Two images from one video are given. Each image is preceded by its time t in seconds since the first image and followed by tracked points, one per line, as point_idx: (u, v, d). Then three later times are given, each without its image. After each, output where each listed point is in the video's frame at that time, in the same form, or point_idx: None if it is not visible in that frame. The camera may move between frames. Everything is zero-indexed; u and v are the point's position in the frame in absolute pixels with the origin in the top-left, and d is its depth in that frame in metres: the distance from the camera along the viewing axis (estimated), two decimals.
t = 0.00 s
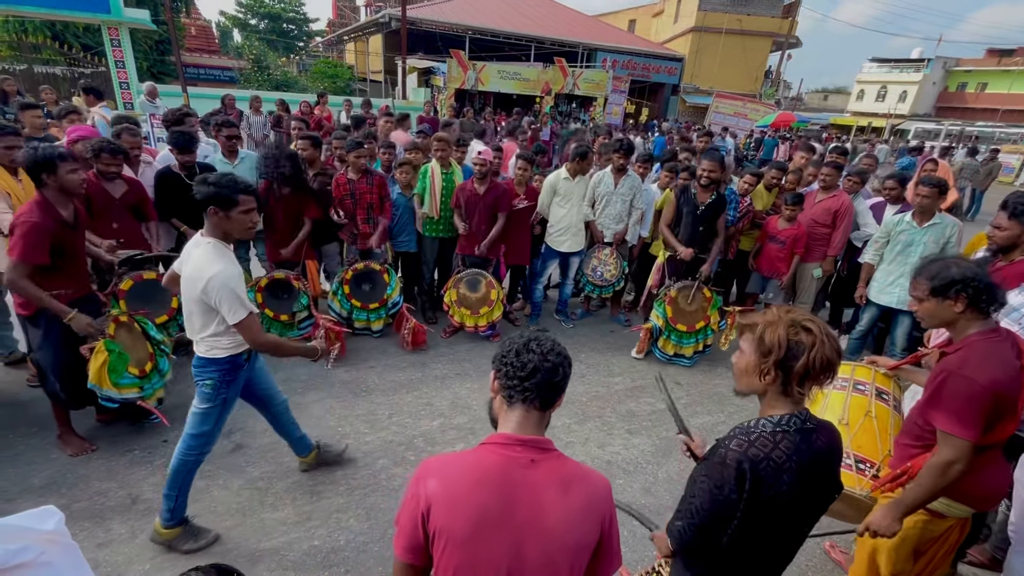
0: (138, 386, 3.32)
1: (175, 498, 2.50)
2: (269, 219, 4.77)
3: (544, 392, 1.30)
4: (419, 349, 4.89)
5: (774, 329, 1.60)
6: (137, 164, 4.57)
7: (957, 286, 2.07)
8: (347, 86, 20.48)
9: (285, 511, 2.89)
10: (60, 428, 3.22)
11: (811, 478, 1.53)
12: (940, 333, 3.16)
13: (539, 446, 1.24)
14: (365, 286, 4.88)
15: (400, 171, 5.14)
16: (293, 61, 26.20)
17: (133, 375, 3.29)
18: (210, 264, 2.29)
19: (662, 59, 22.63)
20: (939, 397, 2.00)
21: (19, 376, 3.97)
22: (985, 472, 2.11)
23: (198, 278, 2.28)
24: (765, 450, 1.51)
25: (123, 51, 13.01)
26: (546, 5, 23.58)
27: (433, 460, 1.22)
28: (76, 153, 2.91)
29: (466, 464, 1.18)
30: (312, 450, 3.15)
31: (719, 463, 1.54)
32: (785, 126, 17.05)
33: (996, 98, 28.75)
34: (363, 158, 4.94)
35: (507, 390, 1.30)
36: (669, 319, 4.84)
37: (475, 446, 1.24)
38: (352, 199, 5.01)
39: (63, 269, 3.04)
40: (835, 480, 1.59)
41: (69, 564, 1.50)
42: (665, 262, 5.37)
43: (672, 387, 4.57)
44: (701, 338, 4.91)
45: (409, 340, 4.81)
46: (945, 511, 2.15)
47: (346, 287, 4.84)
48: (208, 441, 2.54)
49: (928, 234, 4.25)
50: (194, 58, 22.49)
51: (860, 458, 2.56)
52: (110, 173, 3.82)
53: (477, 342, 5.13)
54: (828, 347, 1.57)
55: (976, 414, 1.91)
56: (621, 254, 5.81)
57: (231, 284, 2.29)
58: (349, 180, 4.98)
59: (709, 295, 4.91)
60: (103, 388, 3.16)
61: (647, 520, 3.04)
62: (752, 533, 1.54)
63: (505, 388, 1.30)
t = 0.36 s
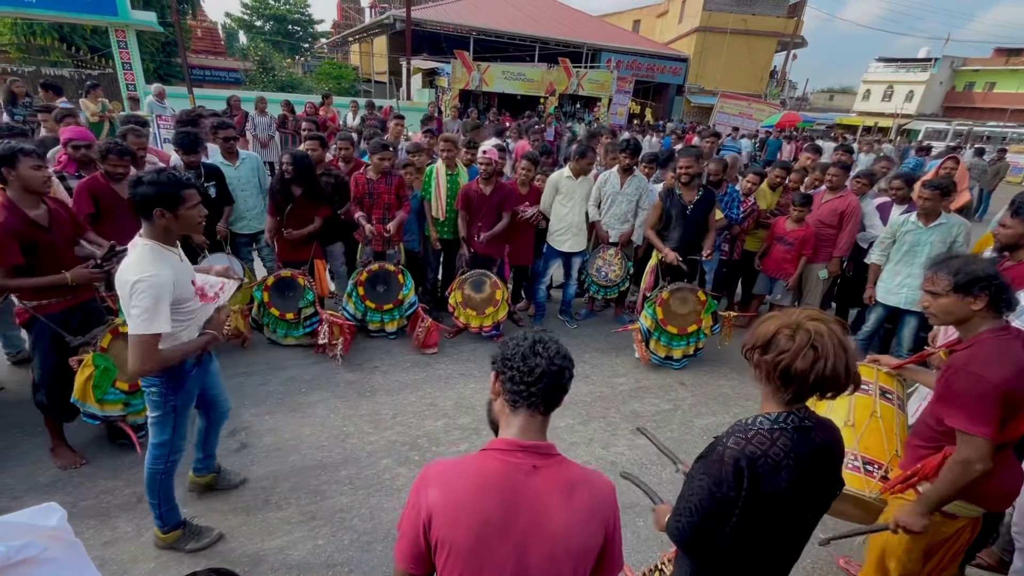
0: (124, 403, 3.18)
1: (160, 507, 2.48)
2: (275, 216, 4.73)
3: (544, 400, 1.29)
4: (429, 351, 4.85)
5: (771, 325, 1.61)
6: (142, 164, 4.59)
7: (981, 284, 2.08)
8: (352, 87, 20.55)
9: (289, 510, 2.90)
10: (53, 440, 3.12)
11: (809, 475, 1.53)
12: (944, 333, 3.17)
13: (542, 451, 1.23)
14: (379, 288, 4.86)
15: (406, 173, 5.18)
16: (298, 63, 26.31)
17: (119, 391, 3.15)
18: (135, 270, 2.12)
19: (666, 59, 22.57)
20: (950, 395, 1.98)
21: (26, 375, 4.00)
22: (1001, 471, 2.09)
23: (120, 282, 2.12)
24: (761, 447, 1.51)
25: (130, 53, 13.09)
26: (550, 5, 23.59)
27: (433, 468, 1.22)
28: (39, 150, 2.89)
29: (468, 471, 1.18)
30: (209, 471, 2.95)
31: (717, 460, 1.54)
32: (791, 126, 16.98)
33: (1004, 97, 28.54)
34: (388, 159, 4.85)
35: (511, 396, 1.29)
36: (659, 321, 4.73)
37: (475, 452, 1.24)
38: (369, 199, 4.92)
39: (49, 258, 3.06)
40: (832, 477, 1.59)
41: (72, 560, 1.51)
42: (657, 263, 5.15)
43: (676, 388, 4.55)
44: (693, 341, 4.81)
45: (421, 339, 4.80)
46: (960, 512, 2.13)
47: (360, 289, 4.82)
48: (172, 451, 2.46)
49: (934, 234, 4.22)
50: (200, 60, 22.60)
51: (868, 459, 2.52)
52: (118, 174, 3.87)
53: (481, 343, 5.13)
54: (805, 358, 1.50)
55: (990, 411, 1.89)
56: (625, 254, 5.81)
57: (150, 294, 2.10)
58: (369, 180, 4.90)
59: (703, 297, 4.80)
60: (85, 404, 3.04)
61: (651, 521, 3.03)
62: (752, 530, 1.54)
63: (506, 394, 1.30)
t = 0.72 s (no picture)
0: (101, 413, 3.14)
1: (161, 503, 2.50)
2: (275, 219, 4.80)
3: (525, 425, 1.21)
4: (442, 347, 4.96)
5: (765, 324, 1.61)
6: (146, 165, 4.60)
7: (998, 280, 2.08)
8: (355, 88, 20.61)
9: (293, 510, 2.91)
10: (58, 440, 3.11)
11: (808, 476, 1.53)
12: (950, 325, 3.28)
13: (525, 481, 1.15)
14: (383, 288, 4.88)
15: (410, 175, 5.24)
16: (303, 64, 26.44)
17: (97, 401, 3.11)
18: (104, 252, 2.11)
19: (670, 60, 22.54)
20: (965, 394, 1.98)
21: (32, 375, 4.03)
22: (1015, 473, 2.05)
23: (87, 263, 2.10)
24: (760, 449, 1.50)
25: (135, 54, 13.16)
26: (554, 6, 23.59)
27: (405, 506, 1.10)
28: None
29: (444, 511, 1.07)
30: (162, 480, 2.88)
31: (716, 463, 1.53)
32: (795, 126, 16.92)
33: (1010, 97, 28.37)
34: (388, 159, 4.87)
35: (491, 423, 1.20)
36: (654, 321, 4.72)
37: (450, 484, 1.14)
38: (370, 201, 4.92)
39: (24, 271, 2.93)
40: (831, 477, 1.59)
41: (81, 563, 1.53)
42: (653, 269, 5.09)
43: (679, 388, 4.55)
44: (692, 345, 4.67)
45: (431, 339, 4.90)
46: (972, 511, 2.13)
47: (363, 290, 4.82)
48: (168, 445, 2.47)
49: (940, 235, 4.19)
50: (205, 61, 22.74)
51: (877, 459, 2.48)
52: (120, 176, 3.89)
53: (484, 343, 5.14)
54: (796, 359, 1.50)
55: (1003, 410, 1.89)
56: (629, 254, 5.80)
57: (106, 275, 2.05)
58: (370, 182, 4.90)
59: (699, 298, 4.78)
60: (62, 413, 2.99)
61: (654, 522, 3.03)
62: (751, 530, 1.54)
63: (483, 420, 1.21)
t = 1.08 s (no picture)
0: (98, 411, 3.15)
1: (166, 498, 2.51)
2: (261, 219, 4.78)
3: (507, 452, 1.15)
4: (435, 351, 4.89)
5: (765, 323, 1.61)
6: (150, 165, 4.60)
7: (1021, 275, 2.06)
8: (358, 88, 20.65)
9: (295, 509, 2.92)
10: (59, 440, 3.11)
11: (809, 475, 1.53)
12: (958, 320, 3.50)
13: (506, 506, 1.09)
14: (380, 288, 4.89)
15: (414, 176, 5.28)
16: (306, 65, 26.53)
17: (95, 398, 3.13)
18: (96, 243, 2.14)
19: (672, 60, 22.52)
20: (995, 389, 1.96)
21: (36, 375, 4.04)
22: None
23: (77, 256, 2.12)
24: (760, 448, 1.50)
25: (139, 55, 13.21)
26: (556, 6, 23.60)
27: (376, 537, 1.03)
28: None
29: (415, 544, 1.01)
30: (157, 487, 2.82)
31: (715, 462, 1.53)
32: (798, 126, 16.88)
33: (1014, 97, 28.25)
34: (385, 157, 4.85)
35: (472, 455, 1.12)
36: (658, 323, 4.64)
37: (425, 511, 1.08)
38: (368, 201, 4.92)
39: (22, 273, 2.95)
40: (833, 477, 1.59)
41: (91, 565, 1.54)
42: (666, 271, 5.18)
43: (681, 389, 4.54)
44: (694, 352, 4.54)
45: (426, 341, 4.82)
46: (980, 504, 2.12)
47: (360, 288, 4.85)
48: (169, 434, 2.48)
49: (944, 237, 4.16)
50: (208, 62, 22.83)
51: (884, 452, 2.46)
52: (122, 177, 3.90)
53: (486, 343, 5.15)
54: (797, 355, 1.50)
55: None
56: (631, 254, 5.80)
57: (102, 266, 2.10)
58: (368, 182, 4.90)
59: (705, 304, 4.65)
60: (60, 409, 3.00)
61: (656, 522, 3.03)
62: (752, 530, 1.54)
63: (461, 452, 1.13)
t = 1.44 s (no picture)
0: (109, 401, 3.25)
1: (125, 516, 2.39)
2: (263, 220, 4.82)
3: (497, 472, 1.13)
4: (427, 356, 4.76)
5: (792, 332, 1.58)
6: (151, 166, 4.58)
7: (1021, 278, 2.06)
8: (359, 89, 20.69)
9: (295, 510, 2.91)
10: (60, 439, 3.14)
11: (817, 476, 1.53)
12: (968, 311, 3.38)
13: (496, 523, 1.08)
14: (378, 288, 4.88)
15: (415, 178, 5.24)
16: (308, 66, 26.57)
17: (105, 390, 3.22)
18: (72, 242, 2.16)
19: (673, 61, 22.51)
20: None
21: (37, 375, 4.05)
22: None
23: (51, 256, 2.12)
24: (769, 449, 1.49)
25: (141, 56, 13.24)
26: (557, 7, 23.61)
27: (365, 557, 1.03)
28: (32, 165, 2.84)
29: (405, 562, 1.01)
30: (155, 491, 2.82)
31: (723, 461, 1.53)
32: (799, 127, 16.85)
33: (1016, 98, 28.18)
34: (384, 158, 4.86)
35: (462, 480, 1.09)
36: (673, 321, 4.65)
37: (414, 529, 1.08)
38: (368, 201, 4.96)
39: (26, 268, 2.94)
40: (839, 480, 1.58)
41: (94, 553, 1.54)
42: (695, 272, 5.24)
43: (683, 390, 4.53)
44: (704, 354, 4.47)
45: (418, 347, 4.75)
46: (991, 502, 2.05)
47: (360, 288, 4.85)
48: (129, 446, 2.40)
49: (947, 237, 4.17)
50: (210, 63, 22.89)
51: (893, 453, 2.45)
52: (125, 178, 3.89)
53: (487, 344, 5.15)
54: (844, 352, 1.56)
55: None
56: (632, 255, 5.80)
57: (78, 264, 2.10)
58: (368, 181, 4.93)
59: (722, 306, 4.62)
60: (70, 400, 3.10)
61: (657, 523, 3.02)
62: (757, 531, 1.52)
63: (450, 477, 1.11)
